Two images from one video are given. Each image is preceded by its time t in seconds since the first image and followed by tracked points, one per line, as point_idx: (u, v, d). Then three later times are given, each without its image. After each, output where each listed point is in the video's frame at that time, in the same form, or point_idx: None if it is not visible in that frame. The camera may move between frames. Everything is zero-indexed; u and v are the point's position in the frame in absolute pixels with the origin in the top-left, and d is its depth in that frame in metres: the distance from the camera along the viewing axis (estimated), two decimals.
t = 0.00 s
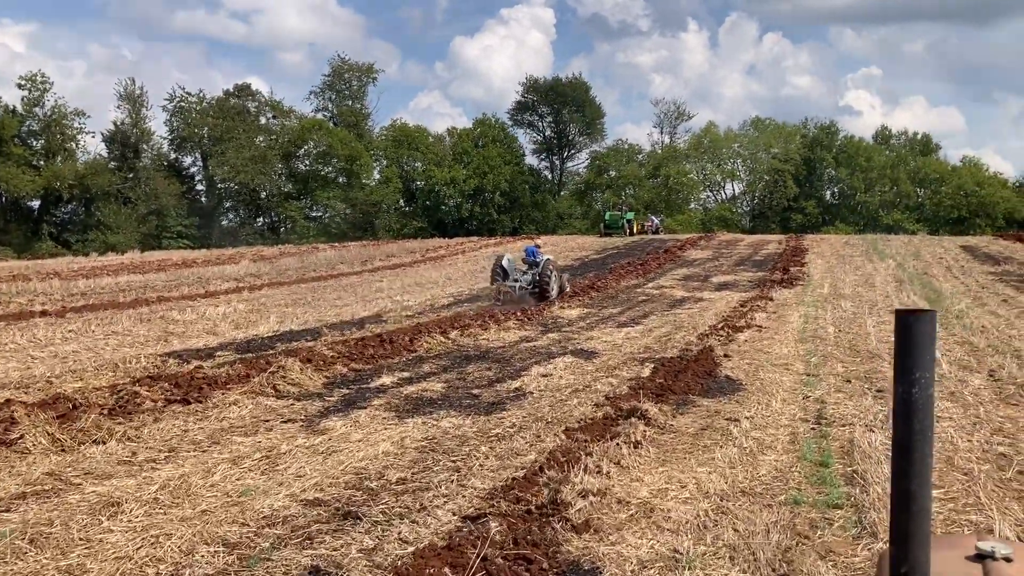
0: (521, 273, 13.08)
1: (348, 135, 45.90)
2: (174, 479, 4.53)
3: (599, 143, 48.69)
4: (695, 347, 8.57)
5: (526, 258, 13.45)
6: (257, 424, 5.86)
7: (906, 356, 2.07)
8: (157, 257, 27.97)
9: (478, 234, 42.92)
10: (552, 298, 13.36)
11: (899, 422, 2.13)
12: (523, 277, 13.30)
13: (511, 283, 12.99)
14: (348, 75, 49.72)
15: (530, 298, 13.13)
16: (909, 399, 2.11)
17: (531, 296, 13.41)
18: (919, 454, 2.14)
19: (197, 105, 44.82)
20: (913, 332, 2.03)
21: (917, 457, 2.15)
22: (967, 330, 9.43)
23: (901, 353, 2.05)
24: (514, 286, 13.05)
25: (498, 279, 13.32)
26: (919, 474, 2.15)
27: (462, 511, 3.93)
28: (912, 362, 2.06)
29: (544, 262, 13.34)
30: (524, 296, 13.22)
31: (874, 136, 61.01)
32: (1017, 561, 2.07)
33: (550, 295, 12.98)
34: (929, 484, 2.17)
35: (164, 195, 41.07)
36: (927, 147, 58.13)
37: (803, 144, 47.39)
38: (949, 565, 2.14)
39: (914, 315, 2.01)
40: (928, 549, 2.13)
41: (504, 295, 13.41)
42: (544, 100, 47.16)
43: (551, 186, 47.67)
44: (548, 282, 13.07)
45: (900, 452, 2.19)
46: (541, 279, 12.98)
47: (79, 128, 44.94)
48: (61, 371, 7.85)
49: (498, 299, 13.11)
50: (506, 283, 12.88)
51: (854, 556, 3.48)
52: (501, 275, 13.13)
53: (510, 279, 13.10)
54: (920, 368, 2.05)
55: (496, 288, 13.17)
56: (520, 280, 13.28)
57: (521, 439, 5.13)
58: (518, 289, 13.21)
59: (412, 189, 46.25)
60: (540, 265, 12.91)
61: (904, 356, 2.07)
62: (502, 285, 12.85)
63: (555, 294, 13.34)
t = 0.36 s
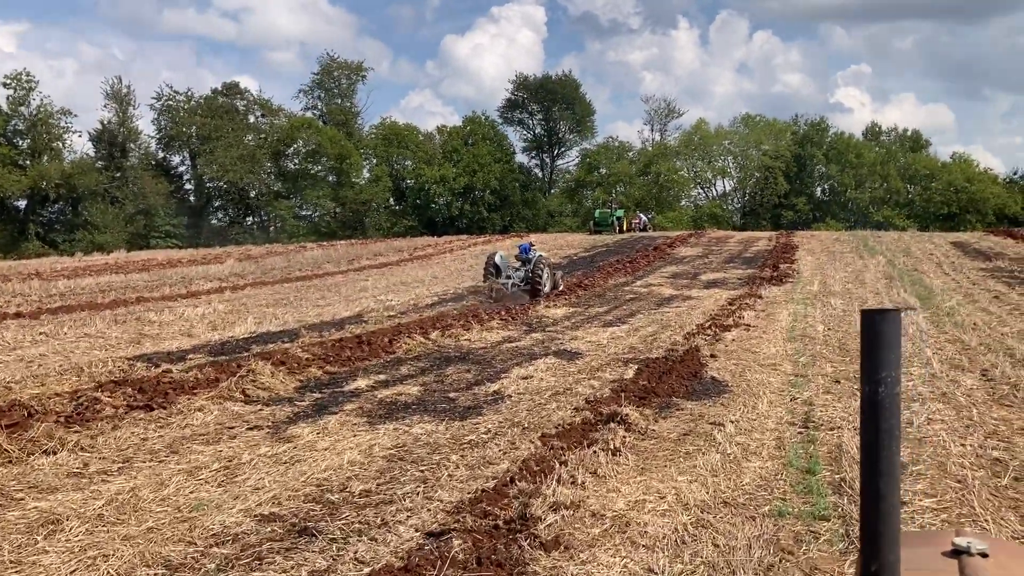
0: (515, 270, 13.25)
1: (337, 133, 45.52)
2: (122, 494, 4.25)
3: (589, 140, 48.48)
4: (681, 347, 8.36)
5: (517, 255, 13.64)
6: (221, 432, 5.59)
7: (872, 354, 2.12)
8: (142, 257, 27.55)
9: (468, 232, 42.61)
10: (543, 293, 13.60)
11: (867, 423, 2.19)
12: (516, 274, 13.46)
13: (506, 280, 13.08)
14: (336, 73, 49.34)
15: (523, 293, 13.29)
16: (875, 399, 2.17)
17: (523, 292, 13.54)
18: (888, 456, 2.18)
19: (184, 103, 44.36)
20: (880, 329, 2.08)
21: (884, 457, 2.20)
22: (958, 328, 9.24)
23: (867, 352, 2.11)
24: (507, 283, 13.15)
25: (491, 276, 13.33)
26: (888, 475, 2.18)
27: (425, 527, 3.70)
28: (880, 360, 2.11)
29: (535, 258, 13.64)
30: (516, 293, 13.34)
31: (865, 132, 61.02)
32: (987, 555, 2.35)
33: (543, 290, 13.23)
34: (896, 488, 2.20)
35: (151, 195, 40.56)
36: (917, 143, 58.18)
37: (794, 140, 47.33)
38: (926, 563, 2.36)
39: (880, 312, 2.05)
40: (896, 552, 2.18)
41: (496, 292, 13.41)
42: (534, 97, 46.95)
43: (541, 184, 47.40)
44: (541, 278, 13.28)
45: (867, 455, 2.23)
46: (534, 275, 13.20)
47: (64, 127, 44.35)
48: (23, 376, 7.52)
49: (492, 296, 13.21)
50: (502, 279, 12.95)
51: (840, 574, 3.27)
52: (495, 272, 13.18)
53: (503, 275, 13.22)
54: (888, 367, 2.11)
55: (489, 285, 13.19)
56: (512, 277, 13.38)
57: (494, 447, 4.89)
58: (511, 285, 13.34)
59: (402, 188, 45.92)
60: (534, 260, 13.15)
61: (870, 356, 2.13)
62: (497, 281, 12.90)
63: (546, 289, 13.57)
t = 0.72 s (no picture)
0: (510, 269, 13.77)
1: (329, 133, 45.14)
2: (75, 511, 4.00)
3: (583, 140, 48.29)
4: (672, 349, 8.15)
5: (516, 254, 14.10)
6: (187, 441, 5.34)
7: (867, 350, 1.85)
8: (131, 259, 27.24)
9: (462, 233, 42.38)
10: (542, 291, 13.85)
11: (860, 414, 1.89)
12: (514, 273, 13.98)
13: (500, 280, 13.70)
14: (329, 74, 49.06)
15: (519, 292, 13.72)
16: (870, 390, 1.88)
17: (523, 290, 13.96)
18: (884, 448, 1.88)
19: (175, 104, 44.00)
20: (875, 323, 1.83)
21: (883, 449, 1.90)
22: (954, 327, 9.04)
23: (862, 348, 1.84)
24: (504, 282, 13.80)
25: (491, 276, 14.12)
26: (886, 469, 1.88)
27: (393, 545, 3.47)
28: (876, 355, 1.84)
29: (532, 257, 13.91)
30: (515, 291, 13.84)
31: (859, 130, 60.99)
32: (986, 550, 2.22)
33: (537, 287, 13.36)
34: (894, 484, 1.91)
35: (142, 196, 40.16)
36: (911, 142, 58.16)
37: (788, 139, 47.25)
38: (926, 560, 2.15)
39: (876, 303, 1.79)
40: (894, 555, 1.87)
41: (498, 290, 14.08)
42: (527, 97, 46.74)
43: (535, 184, 47.19)
44: (535, 276, 13.52)
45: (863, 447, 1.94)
46: (528, 273, 13.53)
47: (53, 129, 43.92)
48: None
49: (489, 294, 13.73)
50: (496, 279, 13.64)
51: None
52: (492, 272, 13.92)
53: (500, 275, 13.87)
54: (885, 362, 1.83)
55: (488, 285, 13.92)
56: (511, 276, 13.95)
57: (472, 456, 4.66)
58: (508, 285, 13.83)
59: (395, 188, 45.64)
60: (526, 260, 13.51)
61: (863, 349, 1.85)
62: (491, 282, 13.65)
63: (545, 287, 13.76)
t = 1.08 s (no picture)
0: (508, 269, 13.77)
1: (324, 135, 44.84)
2: (19, 536, 3.73)
3: (578, 141, 48.07)
4: (664, 354, 7.91)
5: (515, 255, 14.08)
6: (154, 455, 5.07)
7: (862, 349, 1.96)
8: (122, 262, 26.96)
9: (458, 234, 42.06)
10: (540, 292, 13.87)
11: (857, 416, 2.01)
12: (512, 273, 13.95)
13: (498, 281, 13.66)
14: (323, 75, 48.83)
15: (518, 292, 13.72)
16: (867, 392, 2.00)
17: (520, 291, 13.95)
18: (880, 449, 2.00)
19: (168, 106, 43.72)
20: (870, 325, 1.94)
21: (877, 450, 2.01)
22: (955, 330, 8.80)
23: (855, 349, 1.95)
24: (502, 283, 13.79)
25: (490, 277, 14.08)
26: (882, 468, 2.00)
27: (358, 572, 3.22)
28: (870, 355, 1.96)
29: (530, 258, 13.91)
30: (513, 292, 13.82)
31: (855, 130, 60.88)
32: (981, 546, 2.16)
33: (537, 288, 13.49)
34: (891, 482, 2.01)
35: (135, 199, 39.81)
36: (907, 142, 58.09)
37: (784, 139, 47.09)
38: (918, 556, 2.14)
39: (871, 306, 1.91)
40: (892, 548, 1.98)
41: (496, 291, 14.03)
42: (522, 98, 46.55)
43: (530, 185, 46.92)
44: (535, 276, 13.55)
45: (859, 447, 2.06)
46: (527, 273, 13.54)
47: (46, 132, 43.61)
48: None
49: (488, 295, 13.80)
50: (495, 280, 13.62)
51: None
52: (491, 273, 13.91)
53: (499, 275, 13.84)
54: (879, 361, 1.95)
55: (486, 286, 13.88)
56: (509, 277, 13.94)
57: (451, 471, 4.42)
58: (507, 286, 13.83)
59: (390, 190, 45.38)
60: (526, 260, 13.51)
61: (858, 349, 1.97)
62: (489, 282, 13.64)
63: (543, 287, 13.81)
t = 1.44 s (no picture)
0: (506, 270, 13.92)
1: (318, 137, 44.59)
2: None
3: (574, 142, 47.88)
4: (657, 359, 7.67)
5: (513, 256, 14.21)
6: (117, 470, 4.81)
7: (860, 346, 1.94)
8: (113, 265, 26.69)
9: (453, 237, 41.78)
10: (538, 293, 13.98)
11: (856, 415, 1.98)
12: (510, 275, 14.10)
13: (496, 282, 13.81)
14: (318, 77, 48.61)
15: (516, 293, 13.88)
16: (865, 390, 1.98)
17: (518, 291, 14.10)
18: (879, 444, 1.98)
19: (162, 108, 43.47)
20: (867, 322, 1.90)
21: (876, 446, 2.00)
22: (954, 333, 8.57)
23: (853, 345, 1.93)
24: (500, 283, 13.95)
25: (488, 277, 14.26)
26: (881, 465, 1.99)
27: None
28: (869, 352, 1.93)
29: (529, 259, 14.02)
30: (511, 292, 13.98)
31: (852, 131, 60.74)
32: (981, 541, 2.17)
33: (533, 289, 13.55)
34: (890, 478, 2.01)
35: (128, 201, 39.54)
36: (904, 142, 57.90)
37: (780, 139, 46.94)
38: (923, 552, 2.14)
39: (868, 304, 1.88)
40: (892, 546, 1.99)
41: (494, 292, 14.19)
42: (517, 99, 46.30)
43: (526, 187, 46.68)
44: (532, 278, 13.66)
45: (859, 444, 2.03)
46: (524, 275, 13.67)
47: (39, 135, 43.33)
48: None
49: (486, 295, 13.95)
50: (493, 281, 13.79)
51: None
52: (489, 273, 14.09)
53: (496, 276, 14.02)
54: (877, 358, 1.93)
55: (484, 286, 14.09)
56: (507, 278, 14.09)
57: (428, 487, 4.18)
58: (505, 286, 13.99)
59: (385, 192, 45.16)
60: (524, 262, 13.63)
61: (857, 347, 1.95)
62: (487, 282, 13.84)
63: (541, 288, 13.92)
